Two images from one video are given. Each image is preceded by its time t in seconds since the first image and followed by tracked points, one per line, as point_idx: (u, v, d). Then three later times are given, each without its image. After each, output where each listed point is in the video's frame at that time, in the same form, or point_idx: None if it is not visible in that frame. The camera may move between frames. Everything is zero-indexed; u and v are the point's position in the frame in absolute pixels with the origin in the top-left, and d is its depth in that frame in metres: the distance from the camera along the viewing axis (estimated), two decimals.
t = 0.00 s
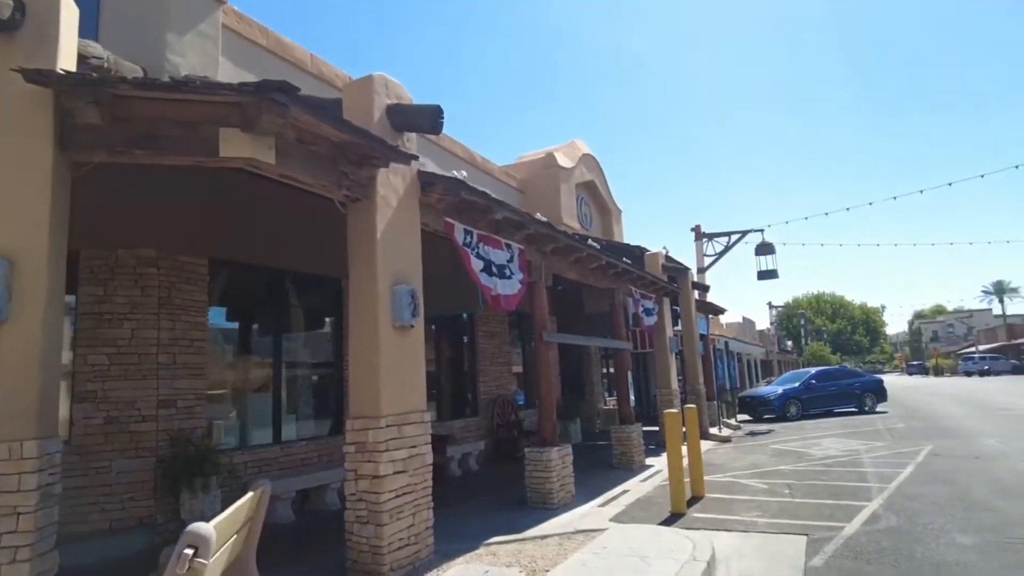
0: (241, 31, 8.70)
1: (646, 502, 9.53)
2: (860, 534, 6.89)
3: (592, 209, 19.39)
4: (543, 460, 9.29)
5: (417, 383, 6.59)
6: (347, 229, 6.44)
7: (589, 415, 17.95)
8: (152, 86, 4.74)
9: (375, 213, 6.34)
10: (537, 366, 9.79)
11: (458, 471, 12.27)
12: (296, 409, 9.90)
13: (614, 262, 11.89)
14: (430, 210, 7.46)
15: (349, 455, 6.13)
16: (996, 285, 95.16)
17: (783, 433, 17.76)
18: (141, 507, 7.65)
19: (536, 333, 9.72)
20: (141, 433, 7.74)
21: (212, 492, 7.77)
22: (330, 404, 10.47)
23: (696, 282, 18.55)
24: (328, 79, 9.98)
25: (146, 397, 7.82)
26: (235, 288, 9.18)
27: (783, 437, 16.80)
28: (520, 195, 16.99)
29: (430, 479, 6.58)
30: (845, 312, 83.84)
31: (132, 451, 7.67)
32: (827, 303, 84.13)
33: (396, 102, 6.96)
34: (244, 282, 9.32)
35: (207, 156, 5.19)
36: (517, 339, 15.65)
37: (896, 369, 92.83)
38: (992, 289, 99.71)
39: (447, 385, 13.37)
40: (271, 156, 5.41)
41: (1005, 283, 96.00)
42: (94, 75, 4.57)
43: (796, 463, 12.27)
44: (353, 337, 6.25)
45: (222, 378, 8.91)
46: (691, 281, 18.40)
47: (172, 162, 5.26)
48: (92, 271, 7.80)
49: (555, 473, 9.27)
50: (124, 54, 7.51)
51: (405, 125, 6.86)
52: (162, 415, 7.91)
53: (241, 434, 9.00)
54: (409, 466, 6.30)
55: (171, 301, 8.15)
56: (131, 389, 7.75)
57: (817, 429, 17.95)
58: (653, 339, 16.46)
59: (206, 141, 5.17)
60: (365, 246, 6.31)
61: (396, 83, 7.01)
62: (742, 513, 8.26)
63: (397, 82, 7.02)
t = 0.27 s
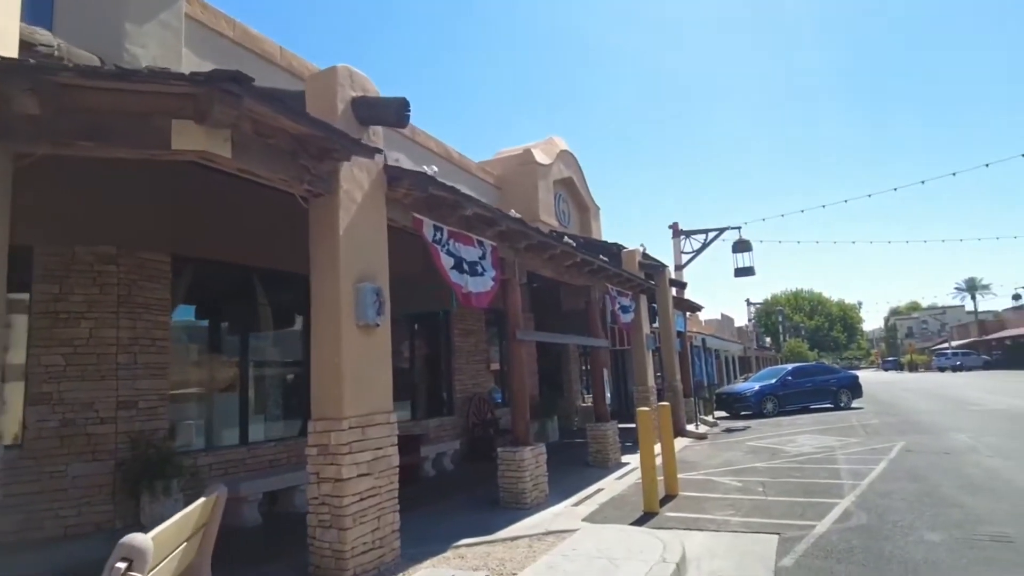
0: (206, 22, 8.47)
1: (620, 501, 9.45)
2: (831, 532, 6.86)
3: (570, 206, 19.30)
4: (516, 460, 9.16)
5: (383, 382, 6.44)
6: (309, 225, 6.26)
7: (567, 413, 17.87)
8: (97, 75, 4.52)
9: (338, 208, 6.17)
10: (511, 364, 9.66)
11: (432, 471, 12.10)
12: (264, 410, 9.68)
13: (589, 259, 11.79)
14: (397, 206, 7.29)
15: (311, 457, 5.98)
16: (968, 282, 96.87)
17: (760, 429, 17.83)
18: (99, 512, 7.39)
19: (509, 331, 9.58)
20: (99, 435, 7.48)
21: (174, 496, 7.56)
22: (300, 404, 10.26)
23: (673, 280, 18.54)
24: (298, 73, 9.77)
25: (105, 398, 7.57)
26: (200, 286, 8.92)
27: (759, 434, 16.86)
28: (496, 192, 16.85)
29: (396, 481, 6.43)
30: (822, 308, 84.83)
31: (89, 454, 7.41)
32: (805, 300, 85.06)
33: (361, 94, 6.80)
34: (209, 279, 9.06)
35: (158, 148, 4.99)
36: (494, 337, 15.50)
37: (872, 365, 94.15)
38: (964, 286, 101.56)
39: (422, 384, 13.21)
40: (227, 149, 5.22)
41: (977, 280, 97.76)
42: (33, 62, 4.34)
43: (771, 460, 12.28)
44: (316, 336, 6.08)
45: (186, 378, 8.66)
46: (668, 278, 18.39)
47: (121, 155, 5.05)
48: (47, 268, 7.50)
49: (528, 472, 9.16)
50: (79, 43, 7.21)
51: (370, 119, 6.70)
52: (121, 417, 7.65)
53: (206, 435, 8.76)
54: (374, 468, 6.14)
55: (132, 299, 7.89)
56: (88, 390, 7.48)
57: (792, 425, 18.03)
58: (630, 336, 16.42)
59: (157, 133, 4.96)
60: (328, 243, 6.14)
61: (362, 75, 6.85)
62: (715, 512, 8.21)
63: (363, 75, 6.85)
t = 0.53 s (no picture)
0: (172, 4, 8.19)
1: (591, 498, 9.38)
2: (800, 530, 6.83)
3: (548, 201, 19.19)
4: (487, 456, 9.04)
5: (348, 377, 6.28)
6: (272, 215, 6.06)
7: (542, 409, 17.79)
8: (42, 52, 4.27)
9: (302, 198, 5.99)
10: (484, 360, 9.52)
11: (404, 467, 11.94)
12: (230, 404, 9.45)
13: (565, 255, 11.68)
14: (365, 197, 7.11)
15: (271, 454, 5.80)
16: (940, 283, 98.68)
17: (734, 426, 17.91)
18: (52, 510, 7.11)
19: (482, 326, 9.44)
20: (53, 431, 7.20)
21: (132, 492, 7.40)
22: (267, 399, 10.04)
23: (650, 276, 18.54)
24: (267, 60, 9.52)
25: (59, 392, 7.29)
26: (164, 277, 8.66)
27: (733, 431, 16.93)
28: (473, 186, 16.67)
29: (360, 478, 6.27)
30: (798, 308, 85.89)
31: (42, 450, 7.13)
32: (781, 299, 86.06)
33: (328, 81, 6.61)
34: (173, 270, 8.80)
35: (109, 131, 4.75)
36: (470, 332, 15.34)
37: (845, 363, 95.59)
38: (936, 287, 103.52)
39: (395, 380, 13.03)
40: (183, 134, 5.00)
41: (948, 281, 99.62)
42: None
43: (744, 457, 12.31)
44: (278, 329, 5.90)
45: (148, 372, 8.40)
46: (645, 275, 18.38)
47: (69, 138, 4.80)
48: None
49: (498, 469, 9.04)
50: (30, 21, 6.76)
51: (337, 106, 6.51)
52: (76, 411, 7.38)
53: (168, 431, 8.51)
54: (336, 465, 5.98)
55: (89, 290, 7.63)
56: (41, 383, 7.20)
57: (766, 423, 18.15)
58: (606, 332, 16.37)
59: (107, 114, 4.72)
60: (291, 234, 5.96)
61: (329, 61, 6.65)
62: (686, 509, 8.16)
63: (330, 61, 6.66)
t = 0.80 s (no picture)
0: None
1: (565, 493, 9.30)
2: (772, 527, 6.81)
3: (528, 196, 19.06)
4: (461, 451, 8.91)
5: (316, 370, 6.12)
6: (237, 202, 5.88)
7: (520, 404, 17.70)
8: None
9: (269, 184, 5.81)
10: (458, 354, 9.38)
11: (377, 462, 11.77)
12: (198, 397, 9.23)
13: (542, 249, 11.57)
14: (336, 185, 6.94)
15: (234, 447, 5.62)
16: (913, 284, 100.47)
17: (709, 422, 17.99)
18: (6, 506, 6.79)
19: (457, 319, 9.30)
20: (8, 423, 6.93)
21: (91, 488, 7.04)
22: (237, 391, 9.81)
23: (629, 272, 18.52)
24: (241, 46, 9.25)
25: (15, 382, 7.02)
26: (129, 265, 8.41)
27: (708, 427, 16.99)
28: (453, 179, 16.49)
29: (328, 473, 6.12)
30: (775, 306, 86.83)
31: None
32: (758, 297, 86.93)
33: (298, 65, 6.42)
34: (139, 259, 8.55)
35: (62, 110, 4.52)
36: (448, 326, 15.17)
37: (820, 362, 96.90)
38: (908, 287, 105.40)
39: (370, 373, 12.85)
40: (142, 115, 4.79)
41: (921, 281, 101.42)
42: None
43: (718, 453, 12.33)
44: (242, 319, 5.73)
45: (112, 363, 8.14)
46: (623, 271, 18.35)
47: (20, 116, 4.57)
48: None
49: (472, 464, 8.92)
50: None
51: (306, 91, 6.32)
52: (33, 403, 7.11)
53: (133, 424, 8.26)
54: (302, 459, 5.83)
55: (48, 277, 7.37)
56: None
57: (741, 419, 18.25)
58: (584, 328, 16.32)
59: (61, 92, 4.51)
60: (257, 221, 5.78)
61: (299, 44, 6.46)
62: (659, 505, 8.11)
63: (300, 44, 6.47)
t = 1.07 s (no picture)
0: None
1: (536, 493, 9.15)
2: (744, 529, 6.72)
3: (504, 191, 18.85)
4: (429, 450, 8.71)
5: (275, 366, 5.86)
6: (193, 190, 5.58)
7: (492, 402, 17.52)
8: None
9: (228, 172, 5.53)
10: (428, 350, 9.17)
11: (344, 461, 11.50)
12: (157, 392, 8.88)
13: (517, 245, 11.37)
14: (300, 175, 6.67)
15: (187, 448, 5.34)
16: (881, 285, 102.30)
17: (681, 420, 18.00)
18: None
19: (427, 315, 9.07)
20: None
21: (33, 488, 6.58)
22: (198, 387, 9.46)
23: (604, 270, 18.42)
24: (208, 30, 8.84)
25: None
26: (84, 255, 8.06)
27: (681, 425, 16.98)
28: (427, 172, 16.21)
29: (287, 474, 5.87)
30: (747, 305, 87.82)
31: None
32: (731, 296, 87.85)
33: (261, 48, 6.12)
34: (95, 249, 8.18)
35: None
36: (419, 321, 14.93)
37: (790, 360, 98.33)
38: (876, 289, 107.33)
39: (339, 370, 12.58)
40: (88, 94, 4.47)
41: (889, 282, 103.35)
42: None
43: (690, 452, 12.28)
44: (196, 312, 5.45)
45: (63, 357, 7.76)
46: (598, 268, 18.25)
47: None
48: None
49: (440, 464, 8.72)
50: None
51: (269, 75, 6.03)
52: None
53: (86, 422, 7.88)
54: (259, 461, 5.57)
55: None
56: None
57: (712, 417, 18.29)
58: (558, 325, 16.18)
59: None
60: (214, 211, 5.50)
61: (262, 26, 6.17)
62: (630, 506, 7.98)
63: (263, 26, 6.18)
